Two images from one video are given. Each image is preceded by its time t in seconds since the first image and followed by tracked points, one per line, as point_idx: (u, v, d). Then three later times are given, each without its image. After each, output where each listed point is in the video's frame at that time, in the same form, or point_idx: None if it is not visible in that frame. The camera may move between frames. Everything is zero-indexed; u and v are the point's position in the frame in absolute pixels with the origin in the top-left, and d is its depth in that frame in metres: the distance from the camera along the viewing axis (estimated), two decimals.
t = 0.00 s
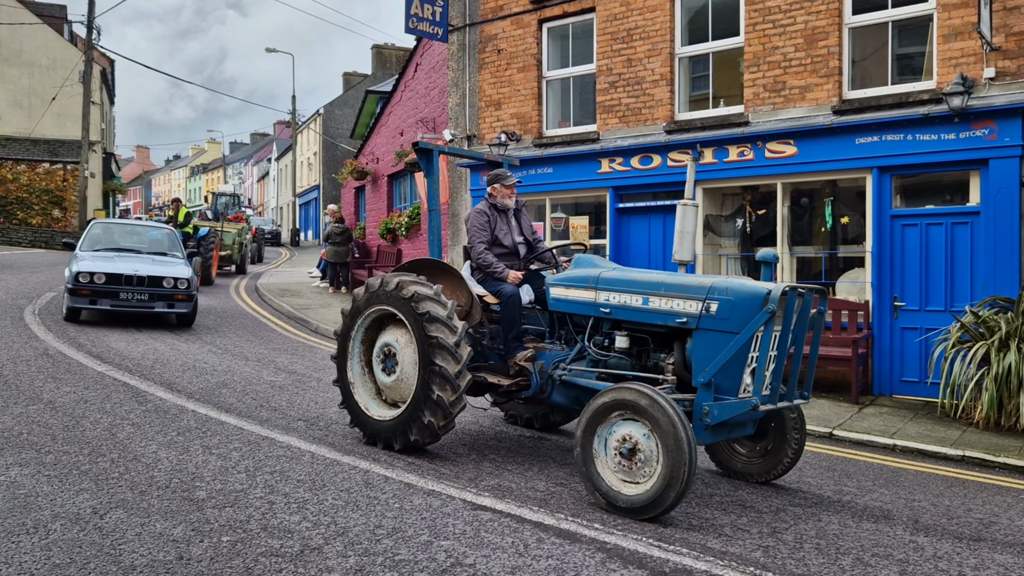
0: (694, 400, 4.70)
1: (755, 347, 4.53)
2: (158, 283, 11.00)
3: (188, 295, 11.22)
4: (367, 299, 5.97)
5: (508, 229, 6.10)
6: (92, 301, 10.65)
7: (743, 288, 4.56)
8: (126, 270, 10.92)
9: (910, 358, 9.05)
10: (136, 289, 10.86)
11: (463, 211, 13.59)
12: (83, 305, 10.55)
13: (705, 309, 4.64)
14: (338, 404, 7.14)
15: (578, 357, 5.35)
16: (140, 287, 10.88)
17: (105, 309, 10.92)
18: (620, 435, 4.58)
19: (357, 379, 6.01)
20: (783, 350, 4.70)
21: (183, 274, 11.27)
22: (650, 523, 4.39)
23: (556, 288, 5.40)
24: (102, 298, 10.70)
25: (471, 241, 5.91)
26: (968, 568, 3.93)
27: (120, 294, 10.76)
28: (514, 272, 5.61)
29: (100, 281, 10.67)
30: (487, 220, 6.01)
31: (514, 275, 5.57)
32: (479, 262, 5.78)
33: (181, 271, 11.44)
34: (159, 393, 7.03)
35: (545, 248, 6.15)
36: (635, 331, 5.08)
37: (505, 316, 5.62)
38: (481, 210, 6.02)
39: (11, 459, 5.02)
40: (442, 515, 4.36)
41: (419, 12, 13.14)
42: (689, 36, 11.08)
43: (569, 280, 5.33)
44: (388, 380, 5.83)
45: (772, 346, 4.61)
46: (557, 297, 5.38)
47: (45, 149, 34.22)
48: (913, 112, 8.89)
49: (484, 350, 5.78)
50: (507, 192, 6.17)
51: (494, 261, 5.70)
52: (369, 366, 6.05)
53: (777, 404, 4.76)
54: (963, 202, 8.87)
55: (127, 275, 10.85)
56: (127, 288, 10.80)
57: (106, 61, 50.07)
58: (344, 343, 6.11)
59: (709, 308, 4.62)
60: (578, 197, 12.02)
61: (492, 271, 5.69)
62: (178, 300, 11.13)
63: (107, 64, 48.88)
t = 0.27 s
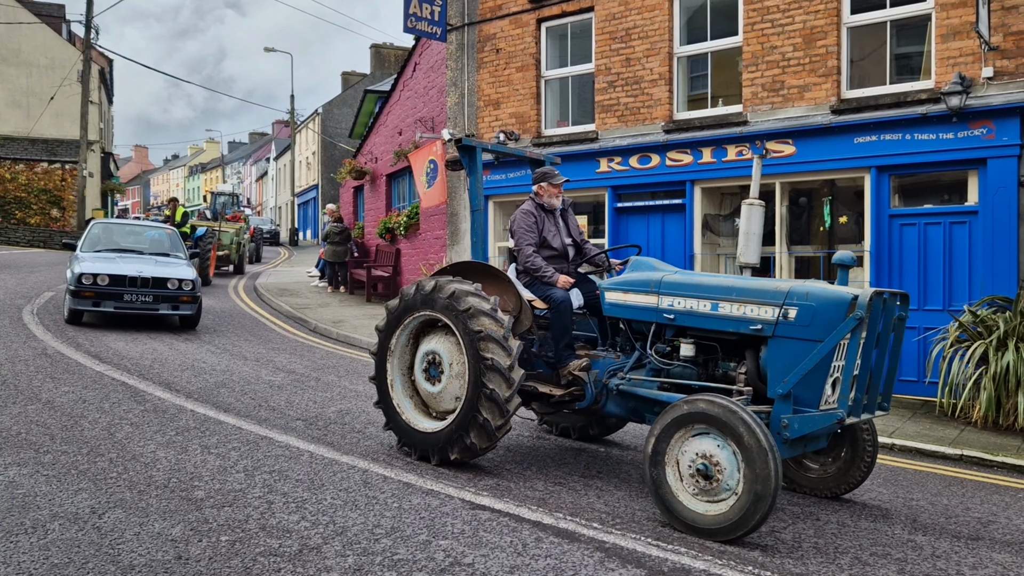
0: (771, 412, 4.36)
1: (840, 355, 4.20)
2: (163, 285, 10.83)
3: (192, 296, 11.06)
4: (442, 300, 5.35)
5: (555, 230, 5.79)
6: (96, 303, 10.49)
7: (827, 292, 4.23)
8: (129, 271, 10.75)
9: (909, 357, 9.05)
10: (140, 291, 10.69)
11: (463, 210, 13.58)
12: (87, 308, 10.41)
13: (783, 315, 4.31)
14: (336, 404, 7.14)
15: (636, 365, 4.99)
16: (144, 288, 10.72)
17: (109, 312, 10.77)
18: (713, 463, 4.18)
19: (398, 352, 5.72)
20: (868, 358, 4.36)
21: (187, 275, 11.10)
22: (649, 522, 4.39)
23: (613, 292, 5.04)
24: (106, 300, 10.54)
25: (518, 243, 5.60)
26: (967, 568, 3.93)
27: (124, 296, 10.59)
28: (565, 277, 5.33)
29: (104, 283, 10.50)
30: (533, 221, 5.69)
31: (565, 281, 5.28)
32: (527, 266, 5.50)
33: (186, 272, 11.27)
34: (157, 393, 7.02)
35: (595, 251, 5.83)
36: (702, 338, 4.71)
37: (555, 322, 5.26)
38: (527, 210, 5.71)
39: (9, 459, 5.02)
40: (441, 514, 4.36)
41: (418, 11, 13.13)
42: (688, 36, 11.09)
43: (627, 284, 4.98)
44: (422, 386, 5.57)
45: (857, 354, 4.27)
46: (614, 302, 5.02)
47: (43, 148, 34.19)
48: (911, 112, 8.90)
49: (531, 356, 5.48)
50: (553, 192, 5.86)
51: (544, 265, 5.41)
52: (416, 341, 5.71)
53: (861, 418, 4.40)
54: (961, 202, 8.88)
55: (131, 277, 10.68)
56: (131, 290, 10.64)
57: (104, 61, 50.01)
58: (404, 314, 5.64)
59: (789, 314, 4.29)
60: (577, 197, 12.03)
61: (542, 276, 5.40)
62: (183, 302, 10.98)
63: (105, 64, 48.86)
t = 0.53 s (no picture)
0: (857, 425, 4.04)
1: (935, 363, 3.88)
2: (168, 286, 10.59)
3: (198, 298, 10.83)
4: (527, 347, 4.80)
5: (609, 230, 5.47)
6: (100, 305, 10.24)
7: (919, 295, 3.91)
8: (134, 272, 10.52)
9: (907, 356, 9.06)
10: (145, 293, 10.46)
11: (461, 209, 13.57)
12: (91, 310, 10.16)
13: (869, 321, 3.99)
14: (334, 403, 7.13)
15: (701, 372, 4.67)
16: (149, 290, 10.47)
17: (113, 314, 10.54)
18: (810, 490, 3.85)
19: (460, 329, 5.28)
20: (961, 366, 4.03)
21: (194, 277, 10.85)
22: (648, 521, 4.40)
23: (676, 295, 4.71)
24: (110, 302, 10.31)
25: (571, 244, 5.27)
26: (965, 566, 3.93)
27: (129, 298, 10.36)
28: (622, 280, 5.01)
29: (108, 285, 10.26)
30: (588, 220, 5.37)
31: (622, 284, 4.97)
32: (579, 269, 5.18)
33: (191, 273, 11.02)
34: (156, 392, 7.01)
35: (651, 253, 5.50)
36: (776, 346, 4.38)
37: (612, 328, 4.98)
38: (580, 208, 5.37)
39: (8, 459, 5.01)
40: (440, 513, 4.36)
41: (416, 10, 13.12)
42: (686, 35, 11.09)
43: (692, 287, 4.65)
44: (463, 378, 5.29)
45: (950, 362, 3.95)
46: (677, 307, 4.69)
47: (41, 147, 34.11)
48: (910, 110, 8.91)
49: (585, 364, 5.24)
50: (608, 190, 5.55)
51: (599, 267, 5.09)
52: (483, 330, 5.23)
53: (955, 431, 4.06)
54: (959, 200, 8.88)
55: (135, 278, 10.44)
56: (136, 291, 10.40)
57: (102, 60, 49.94)
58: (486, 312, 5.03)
59: (878, 320, 3.96)
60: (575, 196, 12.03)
61: (597, 279, 5.07)
62: (189, 304, 10.71)
63: (103, 63, 48.82)
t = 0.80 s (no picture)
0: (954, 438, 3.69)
1: None
2: (176, 288, 10.36)
3: (206, 300, 10.61)
4: (593, 366, 4.45)
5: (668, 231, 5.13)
6: (106, 308, 9.99)
7: None
8: (142, 274, 10.29)
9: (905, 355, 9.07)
10: (153, 295, 10.23)
11: (460, 208, 13.55)
12: (97, 313, 9.90)
13: (968, 327, 3.62)
14: (334, 402, 7.13)
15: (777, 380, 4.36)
16: (157, 292, 10.23)
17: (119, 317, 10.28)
18: (898, 530, 3.54)
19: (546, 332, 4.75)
20: None
21: (201, 278, 10.63)
22: (647, 520, 4.40)
23: (745, 299, 4.35)
24: (117, 305, 10.06)
25: (627, 245, 4.96)
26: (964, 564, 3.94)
27: (136, 301, 10.11)
28: (683, 283, 4.70)
29: (115, 287, 10.01)
30: (645, 221, 5.04)
31: (683, 287, 4.66)
32: (637, 272, 4.86)
33: (198, 275, 10.81)
34: (154, 392, 7.00)
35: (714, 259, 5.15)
36: (860, 355, 4.01)
37: (672, 335, 4.62)
38: (637, 208, 5.05)
39: (7, 459, 5.01)
40: (439, 513, 4.36)
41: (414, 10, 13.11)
42: (685, 34, 11.09)
43: (762, 291, 4.28)
44: (522, 365, 4.93)
45: None
46: (747, 313, 4.33)
47: (39, 147, 34.06)
48: (908, 109, 8.93)
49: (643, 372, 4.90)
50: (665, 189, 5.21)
51: (658, 269, 4.77)
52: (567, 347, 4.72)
53: None
54: (958, 199, 8.89)
55: (142, 280, 10.20)
56: (143, 293, 10.15)
57: (100, 59, 49.88)
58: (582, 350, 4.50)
59: (979, 327, 3.59)
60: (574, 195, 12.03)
61: (656, 282, 4.76)
62: (197, 306, 10.49)
63: (101, 63, 48.76)
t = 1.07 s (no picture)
0: None
1: None
2: (185, 290, 10.14)
3: (216, 303, 10.40)
4: (664, 384, 4.13)
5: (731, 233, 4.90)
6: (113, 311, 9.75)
7: None
8: (150, 276, 10.07)
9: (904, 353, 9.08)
10: (161, 297, 10.00)
11: (459, 207, 13.54)
12: (105, 317, 9.66)
13: None
14: (332, 401, 7.15)
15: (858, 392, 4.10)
16: (166, 295, 10.00)
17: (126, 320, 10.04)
18: (984, 538, 3.36)
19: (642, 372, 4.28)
20: None
21: (210, 280, 10.42)
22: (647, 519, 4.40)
23: (822, 305, 4.12)
24: (125, 308, 9.83)
25: (689, 245, 4.74)
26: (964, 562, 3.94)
27: (144, 303, 9.88)
28: (749, 287, 4.50)
29: (123, 289, 9.77)
30: (709, 221, 4.80)
31: (750, 292, 4.46)
32: (699, 274, 4.66)
33: (206, 276, 10.59)
34: (153, 392, 7.00)
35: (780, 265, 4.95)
36: (951, 363, 3.77)
37: (743, 343, 4.43)
38: (698, 206, 4.81)
39: (6, 459, 5.00)
40: (439, 512, 4.37)
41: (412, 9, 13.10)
42: (683, 34, 11.09)
43: (842, 295, 4.06)
44: (599, 366, 4.54)
45: None
46: (823, 319, 4.11)
47: (38, 146, 34.01)
48: (906, 108, 8.94)
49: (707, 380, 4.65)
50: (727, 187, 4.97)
51: (723, 272, 4.57)
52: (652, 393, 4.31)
53: None
54: (956, 198, 8.90)
55: (151, 283, 9.97)
56: (151, 296, 9.91)
57: (98, 59, 49.83)
58: (663, 426, 4.12)
59: None
60: (573, 194, 12.03)
61: (721, 285, 4.56)
62: (206, 309, 10.27)
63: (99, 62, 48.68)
